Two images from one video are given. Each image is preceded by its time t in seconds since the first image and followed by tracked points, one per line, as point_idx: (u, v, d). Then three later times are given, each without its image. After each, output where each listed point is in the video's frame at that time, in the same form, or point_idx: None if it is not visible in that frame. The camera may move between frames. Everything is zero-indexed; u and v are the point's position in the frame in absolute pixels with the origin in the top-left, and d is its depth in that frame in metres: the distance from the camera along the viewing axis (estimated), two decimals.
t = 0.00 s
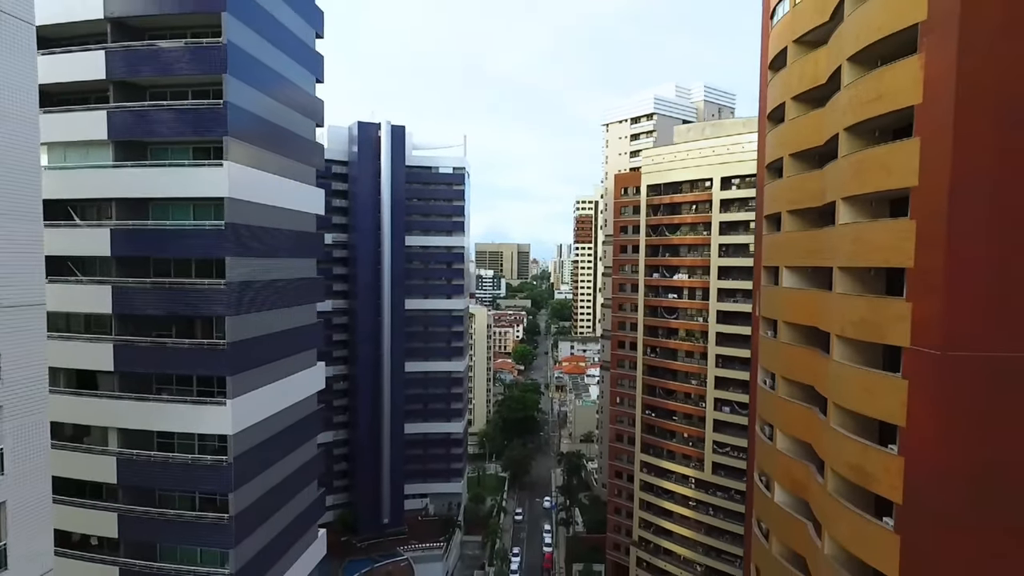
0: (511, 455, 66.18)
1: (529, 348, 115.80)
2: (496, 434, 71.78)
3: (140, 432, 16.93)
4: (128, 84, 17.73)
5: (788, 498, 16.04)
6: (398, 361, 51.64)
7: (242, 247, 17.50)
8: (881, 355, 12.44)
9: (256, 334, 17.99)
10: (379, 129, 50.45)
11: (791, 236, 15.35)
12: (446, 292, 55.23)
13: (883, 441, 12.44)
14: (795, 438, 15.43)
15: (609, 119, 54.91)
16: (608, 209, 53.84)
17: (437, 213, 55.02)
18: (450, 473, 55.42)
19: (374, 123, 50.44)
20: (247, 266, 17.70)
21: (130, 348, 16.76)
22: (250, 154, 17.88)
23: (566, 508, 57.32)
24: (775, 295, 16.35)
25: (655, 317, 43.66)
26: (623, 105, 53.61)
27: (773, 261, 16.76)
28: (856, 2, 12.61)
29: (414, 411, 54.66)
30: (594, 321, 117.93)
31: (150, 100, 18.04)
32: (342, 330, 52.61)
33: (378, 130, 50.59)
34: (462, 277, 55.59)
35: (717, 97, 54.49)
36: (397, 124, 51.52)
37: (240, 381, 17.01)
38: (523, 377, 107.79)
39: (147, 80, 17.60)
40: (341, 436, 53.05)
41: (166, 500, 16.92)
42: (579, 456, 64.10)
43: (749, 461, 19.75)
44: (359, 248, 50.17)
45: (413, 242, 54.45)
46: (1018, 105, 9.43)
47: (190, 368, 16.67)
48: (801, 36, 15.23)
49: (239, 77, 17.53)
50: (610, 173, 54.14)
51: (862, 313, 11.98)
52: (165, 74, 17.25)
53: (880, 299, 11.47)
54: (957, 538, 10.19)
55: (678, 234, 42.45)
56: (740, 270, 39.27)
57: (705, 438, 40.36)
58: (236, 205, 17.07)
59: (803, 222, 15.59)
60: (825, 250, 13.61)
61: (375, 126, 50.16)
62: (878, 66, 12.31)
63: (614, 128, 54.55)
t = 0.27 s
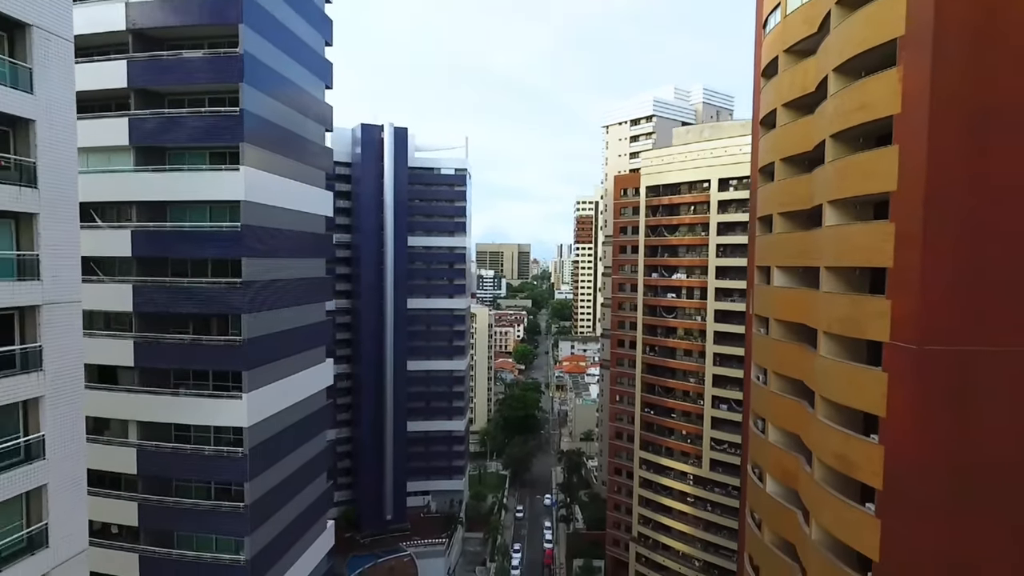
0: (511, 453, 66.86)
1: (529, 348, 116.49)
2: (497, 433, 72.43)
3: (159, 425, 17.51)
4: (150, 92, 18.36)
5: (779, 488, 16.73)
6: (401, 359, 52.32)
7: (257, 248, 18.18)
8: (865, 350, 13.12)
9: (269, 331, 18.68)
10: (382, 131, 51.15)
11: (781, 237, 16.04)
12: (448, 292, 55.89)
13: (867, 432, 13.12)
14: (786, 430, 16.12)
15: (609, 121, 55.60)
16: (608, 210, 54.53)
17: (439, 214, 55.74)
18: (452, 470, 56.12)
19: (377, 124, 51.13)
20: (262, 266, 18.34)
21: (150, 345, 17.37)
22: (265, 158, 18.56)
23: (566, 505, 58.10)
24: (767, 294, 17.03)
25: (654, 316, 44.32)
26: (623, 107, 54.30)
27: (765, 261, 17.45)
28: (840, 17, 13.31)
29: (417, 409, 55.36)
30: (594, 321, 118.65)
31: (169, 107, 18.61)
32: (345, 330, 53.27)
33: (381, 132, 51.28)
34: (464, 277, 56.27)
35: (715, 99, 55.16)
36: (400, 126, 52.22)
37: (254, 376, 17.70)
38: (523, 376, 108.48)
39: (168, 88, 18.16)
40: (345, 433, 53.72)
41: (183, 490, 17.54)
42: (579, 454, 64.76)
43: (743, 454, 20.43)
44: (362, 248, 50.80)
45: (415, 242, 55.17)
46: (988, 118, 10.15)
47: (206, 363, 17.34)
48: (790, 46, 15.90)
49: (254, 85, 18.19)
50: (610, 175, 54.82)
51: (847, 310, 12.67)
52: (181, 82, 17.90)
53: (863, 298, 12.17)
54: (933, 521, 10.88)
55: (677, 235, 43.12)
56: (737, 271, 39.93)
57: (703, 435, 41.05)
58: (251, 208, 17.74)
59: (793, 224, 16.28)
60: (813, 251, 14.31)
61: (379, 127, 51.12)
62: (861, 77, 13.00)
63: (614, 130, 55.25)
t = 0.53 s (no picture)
0: (513, 451, 67.66)
1: (530, 347, 117.25)
2: (498, 431, 73.21)
3: (179, 418, 18.30)
4: (171, 100, 19.22)
5: (771, 478, 17.48)
6: (404, 358, 53.10)
7: (273, 249, 18.96)
8: (849, 346, 13.89)
9: (284, 328, 19.47)
10: (385, 133, 51.84)
11: (772, 238, 16.81)
12: (450, 291, 56.65)
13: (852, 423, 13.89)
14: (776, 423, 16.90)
15: (609, 123, 56.41)
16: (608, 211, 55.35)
17: (441, 215, 56.62)
18: (454, 467, 56.92)
19: (381, 127, 51.81)
20: (277, 266, 19.13)
21: (172, 341, 18.18)
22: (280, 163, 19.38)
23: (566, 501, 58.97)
24: (758, 293, 17.78)
25: (654, 315, 45.08)
26: (623, 109, 55.10)
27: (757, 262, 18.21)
28: (826, 31, 14.09)
29: (419, 407, 56.17)
30: (594, 321, 119.45)
31: (189, 115, 19.42)
32: (349, 329, 54.00)
33: (385, 134, 51.96)
34: (466, 276, 57.04)
35: (714, 101, 55.95)
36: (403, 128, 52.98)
37: (270, 371, 18.48)
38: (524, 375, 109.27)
39: (189, 97, 18.97)
40: (349, 431, 54.50)
41: (202, 480, 18.33)
42: (580, 451, 65.54)
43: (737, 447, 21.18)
44: (366, 248, 51.35)
45: (418, 242, 56.00)
46: (958, 131, 11.01)
47: (225, 358, 18.12)
48: (781, 56, 16.66)
49: (271, 94, 19.03)
50: (610, 176, 55.61)
51: (832, 308, 13.43)
52: (198, 90, 18.59)
53: (846, 296, 12.95)
54: (911, 505, 11.67)
55: (675, 235, 43.88)
56: (735, 271, 40.71)
57: (701, 432, 41.85)
58: (268, 211, 18.49)
59: (784, 225, 17.05)
60: (801, 251, 15.08)
61: (382, 129, 51.64)
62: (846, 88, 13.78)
63: (614, 132, 56.06)
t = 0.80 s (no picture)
0: (514, 449, 68.35)
1: (531, 347, 117.96)
2: (499, 430, 73.91)
3: (194, 412, 18.95)
4: (189, 107, 19.90)
5: (764, 470, 18.15)
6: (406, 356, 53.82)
7: (286, 250, 19.61)
8: (837, 342, 14.56)
9: (296, 325, 20.11)
10: (389, 134, 51.95)
11: (765, 239, 17.47)
12: (452, 291, 57.32)
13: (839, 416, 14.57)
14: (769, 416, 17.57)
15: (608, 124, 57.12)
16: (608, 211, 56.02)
17: (442, 215, 57.43)
18: (456, 465, 57.63)
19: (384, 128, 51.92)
20: (289, 266, 19.78)
21: (188, 338, 18.89)
22: (293, 167, 19.99)
23: (567, 499, 59.66)
24: (752, 292, 18.43)
25: (653, 314, 45.77)
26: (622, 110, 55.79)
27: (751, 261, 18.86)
28: (815, 41, 14.76)
29: (422, 406, 56.86)
30: (594, 320, 120.17)
31: (204, 121, 19.96)
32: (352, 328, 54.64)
33: (388, 135, 52.04)
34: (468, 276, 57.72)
35: (712, 103, 56.64)
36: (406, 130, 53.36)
37: (283, 366, 19.14)
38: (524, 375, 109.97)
39: (205, 104, 19.63)
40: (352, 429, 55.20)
41: (216, 471, 18.99)
42: (581, 449, 66.20)
43: (733, 441, 21.85)
44: (370, 249, 51.65)
45: (420, 243, 56.70)
46: (936, 139, 11.78)
47: (239, 355, 18.78)
48: (773, 64, 17.32)
49: (284, 101, 19.69)
50: (610, 177, 56.29)
51: (821, 306, 14.09)
52: (213, 96, 19.29)
53: (833, 295, 13.64)
54: (893, 493, 12.40)
55: (674, 235, 44.55)
56: (732, 270, 41.39)
57: (699, 429, 42.52)
58: (281, 213, 19.13)
59: (776, 227, 17.70)
60: (792, 252, 15.74)
61: (385, 131, 51.79)
62: (834, 96, 14.45)
63: (614, 133, 56.75)
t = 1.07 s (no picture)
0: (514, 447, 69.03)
1: (532, 346, 118.68)
2: (501, 428, 74.62)
3: (209, 406, 19.66)
4: (204, 112, 20.62)
5: (757, 463, 18.83)
6: (409, 355, 54.51)
7: (297, 250, 20.29)
8: (826, 339, 15.24)
9: (307, 323, 20.81)
10: (391, 136, 52.44)
11: (758, 240, 18.15)
12: (454, 291, 58.03)
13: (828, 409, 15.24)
14: (762, 410, 18.26)
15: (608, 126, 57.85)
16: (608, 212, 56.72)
17: (444, 216, 58.24)
18: (457, 462, 58.39)
19: (387, 130, 52.37)
20: (300, 266, 20.45)
21: (203, 335, 19.62)
22: (304, 170, 20.67)
23: (567, 496, 60.37)
24: (746, 291, 19.11)
25: (652, 313, 46.46)
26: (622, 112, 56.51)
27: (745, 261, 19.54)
28: (805, 51, 15.44)
29: (424, 404, 57.52)
30: (595, 320, 120.95)
31: (219, 127, 20.75)
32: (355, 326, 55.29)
33: (390, 137, 52.52)
34: (469, 276, 58.44)
35: (711, 105, 57.34)
36: (408, 131, 53.79)
37: (295, 363, 19.84)
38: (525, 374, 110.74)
39: (219, 110, 20.35)
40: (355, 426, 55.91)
41: (230, 463, 19.68)
42: (581, 448, 66.88)
43: (728, 436, 22.51)
44: (372, 249, 52.10)
45: (422, 243, 57.42)
46: (913, 150, 12.53)
47: (253, 351, 19.49)
48: (766, 72, 18.03)
49: (296, 107, 20.39)
50: (609, 178, 57.01)
51: (810, 304, 14.77)
52: (226, 103, 19.99)
53: (820, 294, 14.33)
54: (874, 484, 13.12)
55: (672, 236, 45.27)
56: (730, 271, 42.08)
57: (698, 426, 43.24)
58: (293, 215, 19.79)
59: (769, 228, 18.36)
60: (783, 252, 16.43)
61: (387, 133, 52.31)
62: (822, 103, 15.16)
63: (614, 135, 57.47)
